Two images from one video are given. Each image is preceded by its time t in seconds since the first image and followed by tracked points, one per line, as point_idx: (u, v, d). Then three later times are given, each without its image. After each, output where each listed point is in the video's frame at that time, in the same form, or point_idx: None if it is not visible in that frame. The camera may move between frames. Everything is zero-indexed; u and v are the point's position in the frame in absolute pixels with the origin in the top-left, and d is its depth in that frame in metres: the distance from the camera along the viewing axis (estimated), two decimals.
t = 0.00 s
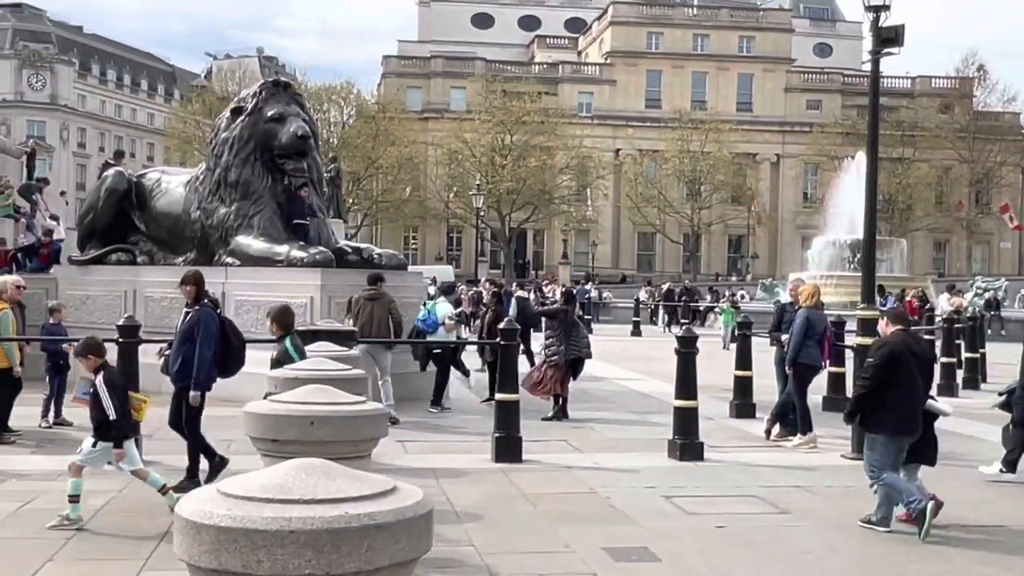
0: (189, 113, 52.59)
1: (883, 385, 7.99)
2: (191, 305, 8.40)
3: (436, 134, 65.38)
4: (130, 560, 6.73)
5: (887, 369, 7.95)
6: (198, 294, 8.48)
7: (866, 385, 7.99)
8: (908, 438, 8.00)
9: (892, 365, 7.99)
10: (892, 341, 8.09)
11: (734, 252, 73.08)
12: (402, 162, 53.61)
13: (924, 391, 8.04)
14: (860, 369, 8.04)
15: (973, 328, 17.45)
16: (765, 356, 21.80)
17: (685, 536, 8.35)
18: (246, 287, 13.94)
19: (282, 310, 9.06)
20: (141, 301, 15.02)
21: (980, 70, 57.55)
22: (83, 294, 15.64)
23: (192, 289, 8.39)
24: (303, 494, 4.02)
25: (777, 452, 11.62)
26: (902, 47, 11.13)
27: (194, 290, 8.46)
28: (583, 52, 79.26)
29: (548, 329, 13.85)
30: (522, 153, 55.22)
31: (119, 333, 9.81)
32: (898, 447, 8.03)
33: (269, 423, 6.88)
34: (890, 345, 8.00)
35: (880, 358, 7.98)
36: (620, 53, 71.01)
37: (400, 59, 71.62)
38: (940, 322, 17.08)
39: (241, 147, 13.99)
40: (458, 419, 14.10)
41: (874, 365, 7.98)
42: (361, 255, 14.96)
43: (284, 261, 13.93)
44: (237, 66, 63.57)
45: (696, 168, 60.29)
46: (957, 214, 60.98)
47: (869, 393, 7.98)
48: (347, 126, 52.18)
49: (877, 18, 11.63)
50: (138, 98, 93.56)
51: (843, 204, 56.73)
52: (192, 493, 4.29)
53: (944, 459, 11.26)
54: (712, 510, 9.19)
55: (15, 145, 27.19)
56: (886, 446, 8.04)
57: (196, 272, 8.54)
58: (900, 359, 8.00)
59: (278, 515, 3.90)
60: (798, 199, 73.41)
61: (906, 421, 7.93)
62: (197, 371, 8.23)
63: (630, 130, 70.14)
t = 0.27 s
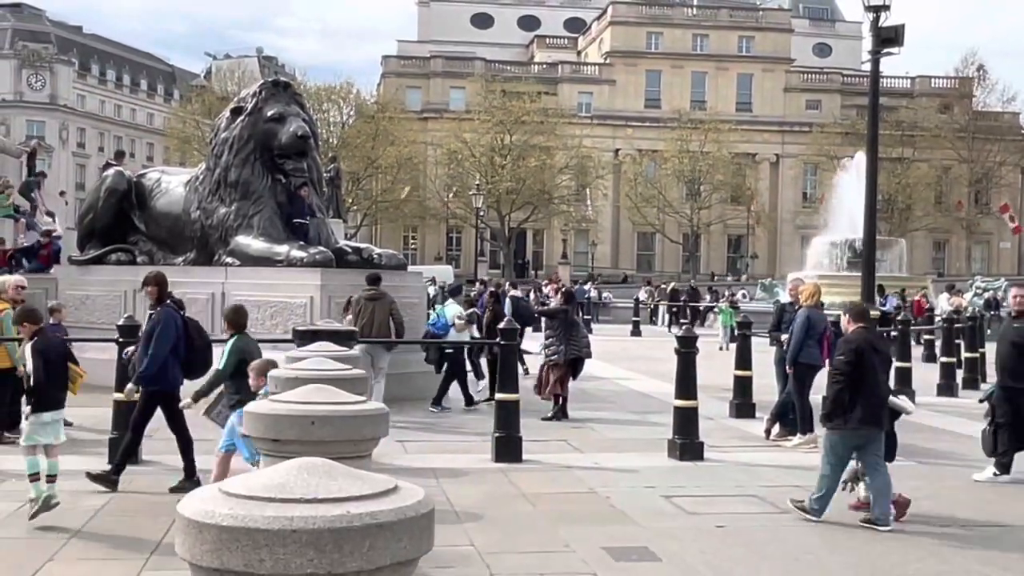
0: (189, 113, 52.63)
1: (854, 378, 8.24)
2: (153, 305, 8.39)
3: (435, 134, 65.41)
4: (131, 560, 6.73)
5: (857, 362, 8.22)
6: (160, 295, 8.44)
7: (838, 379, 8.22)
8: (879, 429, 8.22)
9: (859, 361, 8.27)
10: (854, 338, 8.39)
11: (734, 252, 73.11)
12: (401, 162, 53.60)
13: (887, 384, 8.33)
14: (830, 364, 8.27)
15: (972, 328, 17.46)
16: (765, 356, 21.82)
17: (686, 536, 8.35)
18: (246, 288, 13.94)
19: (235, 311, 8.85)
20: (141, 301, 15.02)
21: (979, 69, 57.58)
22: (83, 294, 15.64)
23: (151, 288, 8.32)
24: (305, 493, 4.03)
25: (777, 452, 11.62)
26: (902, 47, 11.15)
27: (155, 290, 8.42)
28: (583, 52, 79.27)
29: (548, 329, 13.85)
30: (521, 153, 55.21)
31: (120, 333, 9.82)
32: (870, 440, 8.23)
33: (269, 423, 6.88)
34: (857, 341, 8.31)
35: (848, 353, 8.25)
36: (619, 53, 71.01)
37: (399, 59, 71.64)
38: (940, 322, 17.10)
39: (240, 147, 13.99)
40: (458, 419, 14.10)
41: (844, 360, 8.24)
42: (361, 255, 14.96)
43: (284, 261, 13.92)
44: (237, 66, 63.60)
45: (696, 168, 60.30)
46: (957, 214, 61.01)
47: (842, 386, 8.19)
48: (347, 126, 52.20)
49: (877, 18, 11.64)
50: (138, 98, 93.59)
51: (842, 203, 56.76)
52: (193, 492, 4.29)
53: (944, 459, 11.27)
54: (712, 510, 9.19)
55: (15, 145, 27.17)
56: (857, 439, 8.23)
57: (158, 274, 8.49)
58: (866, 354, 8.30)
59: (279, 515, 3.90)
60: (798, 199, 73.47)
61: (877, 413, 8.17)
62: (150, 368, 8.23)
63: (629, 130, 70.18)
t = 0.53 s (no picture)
0: (186, 112, 52.65)
1: (806, 376, 8.39)
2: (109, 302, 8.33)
3: (433, 134, 65.44)
4: (129, 560, 6.71)
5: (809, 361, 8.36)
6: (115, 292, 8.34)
7: (791, 379, 8.34)
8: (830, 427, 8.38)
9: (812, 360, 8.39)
10: (809, 336, 8.50)
11: (732, 252, 73.14)
12: (399, 161, 53.59)
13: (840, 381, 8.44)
14: (785, 363, 8.40)
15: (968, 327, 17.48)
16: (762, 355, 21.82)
17: (684, 536, 8.35)
18: (244, 287, 13.94)
19: (184, 305, 7.85)
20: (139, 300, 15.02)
21: (977, 69, 57.62)
22: (80, 294, 15.62)
23: (105, 289, 8.17)
24: (302, 493, 4.04)
25: (776, 451, 11.63)
26: (900, 47, 11.14)
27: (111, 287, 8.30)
28: (581, 52, 79.27)
29: (546, 329, 13.87)
30: (519, 153, 55.22)
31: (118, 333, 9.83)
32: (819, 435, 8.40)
33: (268, 423, 6.89)
34: (811, 339, 8.43)
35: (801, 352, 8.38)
36: (617, 53, 71.01)
37: (397, 59, 71.67)
38: (937, 322, 17.11)
39: (239, 146, 14.01)
40: (456, 419, 14.10)
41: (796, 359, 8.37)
42: (359, 255, 14.95)
43: (282, 260, 13.88)
44: (235, 65, 63.63)
45: (694, 168, 60.33)
46: (955, 214, 61.09)
47: (795, 386, 8.32)
48: (345, 126, 52.24)
49: (876, 17, 11.63)
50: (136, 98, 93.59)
51: (839, 203, 56.77)
52: (191, 492, 4.29)
53: (942, 459, 11.29)
54: (711, 509, 9.20)
55: (13, 144, 27.16)
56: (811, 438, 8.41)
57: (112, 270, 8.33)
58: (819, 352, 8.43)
59: (278, 514, 3.91)
60: (795, 199, 73.55)
61: (828, 413, 8.31)
62: (116, 371, 8.24)
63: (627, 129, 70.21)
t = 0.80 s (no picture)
0: (182, 112, 52.61)
1: (765, 371, 8.60)
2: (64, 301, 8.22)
3: (429, 133, 65.43)
4: (126, 559, 6.71)
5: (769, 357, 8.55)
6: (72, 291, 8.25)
7: (744, 375, 8.61)
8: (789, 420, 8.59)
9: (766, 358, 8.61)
10: (772, 331, 8.68)
11: (728, 252, 73.17)
12: (395, 161, 53.56)
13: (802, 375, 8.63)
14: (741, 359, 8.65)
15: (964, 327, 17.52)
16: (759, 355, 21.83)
17: (680, 535, 8.36)
18: (240, 288, 13.94)
19: (127, 305, 7.70)
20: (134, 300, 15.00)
21: (973, 68, 57.66)
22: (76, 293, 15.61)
23: (61, 286, 8.04)
24: (300, 492, 4.04)
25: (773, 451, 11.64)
26: (894, 46, 11.16)
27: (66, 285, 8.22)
28: (577, 51, 79.26)
29: (542, 329, 13.88)
30: (515, 152, 55.24)
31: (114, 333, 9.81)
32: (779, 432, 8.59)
33: (265, 422, 6.89)
34: (772, 335, 8.58)
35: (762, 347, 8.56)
36: (613, 53, 71.03)
37: (393, 58, 71.64)
38: (933, 322, 17.16)
39: (234, 146, 14.02)
40: (452, 419, 14.09)
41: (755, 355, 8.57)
42: (355, 255, 14.93)
43: (277, 260, 13.87)
44: (231, 65, 63.58)
45: (689, 168, 60.34)
46: (951, 213, 61.12)
47: (748, 382, 8.60)
48: (341, 126, 52.22)
49: (871, 17, 11.65)
50: (131, 97, 93.48)
51: (835, 203, 56.80)
52: (188, 492, 4.29)
53: (938, 458, 11.30)
54: (707, 509, 9.20)
55: (8, 144, 27.10)
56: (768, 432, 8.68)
57: (65, 268, 8.22)
58: (780, 348, 8.62)
59: (275, 513, 3.91)
60: (791, 198, 73.59)
61: (782, 407, 8.54)
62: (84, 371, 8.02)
63: (623, 129, 70.25)
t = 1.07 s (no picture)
0: (171, 111, 52.47)
1: (729, 366, 8.88)
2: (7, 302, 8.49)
3: (419, 133, 65.37)
4: (116, 559, 6.69)
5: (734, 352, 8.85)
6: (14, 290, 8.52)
7: (712, 367, 8.87)
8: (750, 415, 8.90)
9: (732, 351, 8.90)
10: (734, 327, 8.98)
11: (717, 251, 73.27)
12: (385, 161, 53.48)
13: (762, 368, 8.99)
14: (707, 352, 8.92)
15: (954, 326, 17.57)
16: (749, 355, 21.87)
17: (670, 534, 8.37)
18: (230, 287, 13.92)
19: (66, 297, 7.67)
20: (123, 300, 14.98)
21: (961, 69, 57.86)
22: (64, 293, 15.57)
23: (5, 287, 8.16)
24: (290, 493, 4.03)
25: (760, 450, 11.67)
26: (884, 46, 11.19)
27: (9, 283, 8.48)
28: (567, 51, 79.24)
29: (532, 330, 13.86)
30: (505, 152, 55.21)
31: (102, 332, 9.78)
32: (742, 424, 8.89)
33: (254, 422, 6.88)
34: (734, 331, 8.90)
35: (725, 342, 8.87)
36: (603, 53, 71.03)
37: (383, 58, 71.52)
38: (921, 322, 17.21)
39: (224, 145, 13.98)
40: (441, 419, 14.10)
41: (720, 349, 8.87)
42: (345, 255, 14.90)
43: (267, 260, 13.83)
44: (221, 63, 63.42)
45: (679, 168, 60.40)
46: (939, 213, 61.35)
47: (715, 373, 8.86)
48: (330, 125, 52.15)
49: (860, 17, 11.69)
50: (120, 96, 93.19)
51: (824, 203, 56.90)
52: (177, 493, 4.28)
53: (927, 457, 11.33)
54: (696, 508, 9.22)
55: None
56: (729, 425, 8.92)
57: (8, 269, 8.48)
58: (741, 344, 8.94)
59: (265, 513, 3.90)
60: (780, 198, 73.72)
61: (745, 399, 8.81)
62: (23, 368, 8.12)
63: (613, 129, 70.27)
